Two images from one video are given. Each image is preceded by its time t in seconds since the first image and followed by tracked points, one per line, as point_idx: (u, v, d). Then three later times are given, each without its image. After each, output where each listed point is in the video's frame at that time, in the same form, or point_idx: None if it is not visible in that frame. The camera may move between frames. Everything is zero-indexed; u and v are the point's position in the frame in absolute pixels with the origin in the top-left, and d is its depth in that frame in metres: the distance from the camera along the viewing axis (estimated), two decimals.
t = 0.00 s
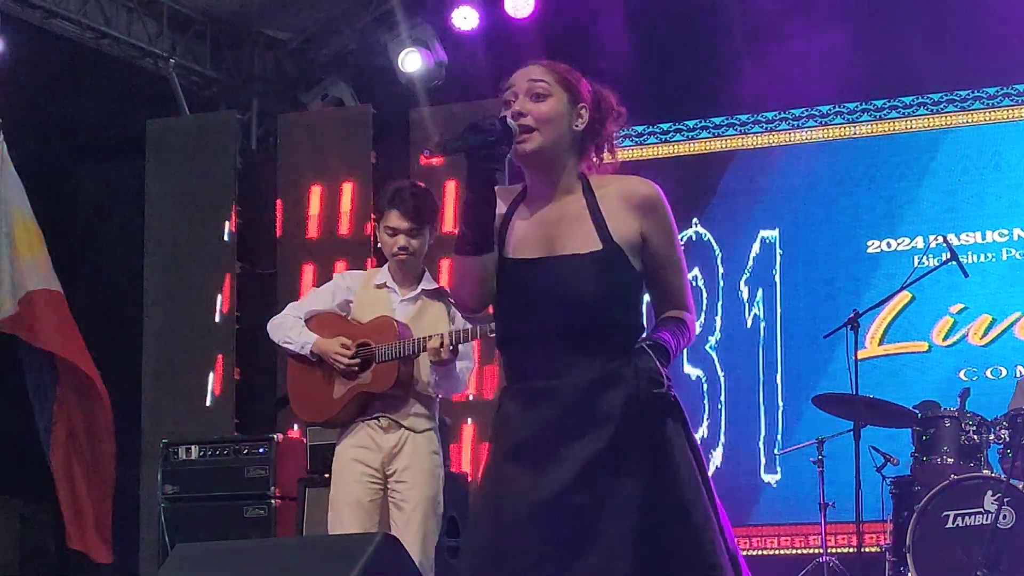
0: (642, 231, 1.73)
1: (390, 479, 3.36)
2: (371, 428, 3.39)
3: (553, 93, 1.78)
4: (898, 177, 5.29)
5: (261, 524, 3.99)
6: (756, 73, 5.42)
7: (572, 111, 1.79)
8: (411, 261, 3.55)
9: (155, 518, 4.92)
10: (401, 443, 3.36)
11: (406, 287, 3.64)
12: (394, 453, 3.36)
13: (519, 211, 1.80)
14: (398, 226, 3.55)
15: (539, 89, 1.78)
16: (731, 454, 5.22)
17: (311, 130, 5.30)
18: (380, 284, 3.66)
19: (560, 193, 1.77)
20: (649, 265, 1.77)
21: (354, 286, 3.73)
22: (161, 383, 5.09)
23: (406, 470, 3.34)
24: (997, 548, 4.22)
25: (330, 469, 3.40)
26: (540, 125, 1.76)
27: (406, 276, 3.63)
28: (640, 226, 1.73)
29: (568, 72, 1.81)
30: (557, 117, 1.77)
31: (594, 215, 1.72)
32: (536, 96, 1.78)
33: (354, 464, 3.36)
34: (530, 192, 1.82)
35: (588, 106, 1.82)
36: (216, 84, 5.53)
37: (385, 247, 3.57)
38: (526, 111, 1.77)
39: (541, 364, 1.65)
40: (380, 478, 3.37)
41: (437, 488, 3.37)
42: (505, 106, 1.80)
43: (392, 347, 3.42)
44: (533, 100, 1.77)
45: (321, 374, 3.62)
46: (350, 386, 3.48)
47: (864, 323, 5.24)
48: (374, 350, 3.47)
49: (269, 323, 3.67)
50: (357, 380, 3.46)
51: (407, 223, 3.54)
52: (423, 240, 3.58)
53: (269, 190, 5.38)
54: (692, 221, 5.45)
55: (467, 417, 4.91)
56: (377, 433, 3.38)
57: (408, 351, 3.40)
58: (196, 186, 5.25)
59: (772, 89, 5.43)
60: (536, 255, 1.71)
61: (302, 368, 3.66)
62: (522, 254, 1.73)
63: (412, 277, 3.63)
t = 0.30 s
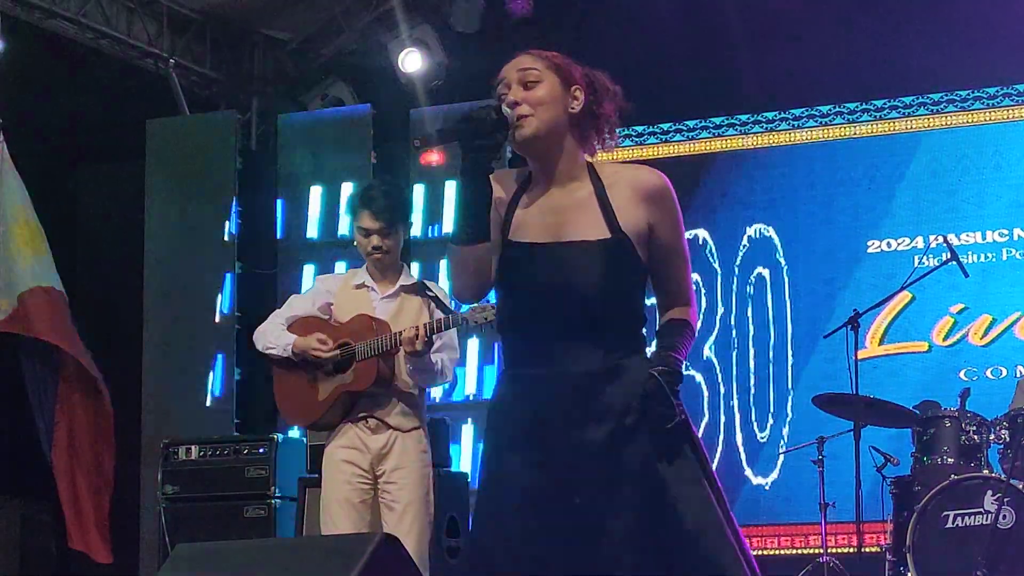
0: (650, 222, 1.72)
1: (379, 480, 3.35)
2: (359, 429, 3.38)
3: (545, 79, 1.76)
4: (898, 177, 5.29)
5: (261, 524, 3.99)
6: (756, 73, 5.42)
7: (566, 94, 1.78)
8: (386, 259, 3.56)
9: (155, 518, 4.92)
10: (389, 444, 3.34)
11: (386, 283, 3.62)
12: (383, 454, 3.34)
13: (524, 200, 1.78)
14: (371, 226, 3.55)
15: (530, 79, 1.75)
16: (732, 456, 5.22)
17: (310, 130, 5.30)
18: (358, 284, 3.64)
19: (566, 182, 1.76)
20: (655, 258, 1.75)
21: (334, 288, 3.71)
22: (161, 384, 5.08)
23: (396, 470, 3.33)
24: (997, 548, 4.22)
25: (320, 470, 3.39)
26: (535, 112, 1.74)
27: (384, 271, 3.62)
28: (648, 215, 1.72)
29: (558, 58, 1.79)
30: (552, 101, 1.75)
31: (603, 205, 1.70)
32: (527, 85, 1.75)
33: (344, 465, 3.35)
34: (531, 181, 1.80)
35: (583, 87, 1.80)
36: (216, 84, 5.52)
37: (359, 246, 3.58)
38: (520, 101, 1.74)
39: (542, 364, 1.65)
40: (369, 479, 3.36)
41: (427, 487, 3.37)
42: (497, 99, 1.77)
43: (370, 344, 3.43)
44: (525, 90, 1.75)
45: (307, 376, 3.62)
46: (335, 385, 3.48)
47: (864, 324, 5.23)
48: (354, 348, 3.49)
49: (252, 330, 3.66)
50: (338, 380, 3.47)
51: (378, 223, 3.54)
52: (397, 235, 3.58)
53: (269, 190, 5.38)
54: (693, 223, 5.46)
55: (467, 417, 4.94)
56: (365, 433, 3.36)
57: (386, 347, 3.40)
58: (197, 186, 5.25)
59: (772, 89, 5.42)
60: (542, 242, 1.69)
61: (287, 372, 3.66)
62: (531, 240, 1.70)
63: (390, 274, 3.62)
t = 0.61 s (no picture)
0: (650, 227, 1.72)
1: (374, 481, 3.35)
2: (353, 431, 3.38)
3: (539, 83, 1.74)
4: (898, 178, 5.29)
5: (261, 525, 3.99)
6: (757, 73, 5.41)
7: (560, 98, 1.76)
8: (370, 265, 3.55)
9: (155, 518, 4.92)
10: (383, 444, 3.34)
11: (371, 289, 3.63)
12: (377, 455, 3.34)
13: (525, 203, 1.76)
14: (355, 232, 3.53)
15: (523, 84, 1.74)
16: (732, 457, 5.22)
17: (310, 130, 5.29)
18: (343, 293, 3.67)
19: (568, 185, 1.75)
20: (655, 266, 1.75)
21: (320, 298, 3.72)
22: (161, 384, 5.09)
23: (390, 471, 3.33)
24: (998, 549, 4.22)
25: (316, 473, 3.39)
26: (530, 117, 1.73)
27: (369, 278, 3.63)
28: (648, 221, 1.73)
29: (550, 62, 1.77)
30: (547, 104, 1.74)
31: (602, 208, 1.71)
32: (520, 91, 1.74)
33: (339, 468, 3.35)
34: (533, 186, 1.79)
35: (576, 88, 1.78)
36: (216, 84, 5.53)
37: (342, 253, 3.56)
38: (516, 107, 1.73)
39: (539, 367, 1.65)
40: (365, 480, 3.37)
41: (421, 488, 3.36)
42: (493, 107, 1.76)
43: (364, 346, 3.42)
44: (519, 96, 1.74)
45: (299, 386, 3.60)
46: (328, 390, 3.47)
47: (864, 323, 5.23)
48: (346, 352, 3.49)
49: (241, 347, 3.66)
50: (331, 385, 3.46)
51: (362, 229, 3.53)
52: (380, 241, 3.57)
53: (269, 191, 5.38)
54: (693, 224, 5.45)
55: (467, 417, 4.97)
56: (360, 435, 3.37)
57: (381, 348, 3.40)
58: (196, 187, 5.24)
59: (773, 89, 5.42)
60: (542, 246, 1.68)
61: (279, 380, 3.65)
62: (527, 244, 1.69)
63: (374, 283, 3.63)
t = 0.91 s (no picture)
0: (648, 225, 1.70)
1: (375, 479, 3.36)
2: (354, 428, 3.37)
3: (529, 83, 1.74)
4: (898, 177, 5.29)
5: (261, 524, 3.99)
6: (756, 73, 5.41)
7: (553, 95, 1.76)
8: (371, 260, 3.55)
9: (155, 518, 4.93)
10: (385, 443, 3.34)
11: (370, 283, 3.62)
12: (378, 454, 3.35)
13: (522, 200, 1.76)
14: (356, 227, 3.54)
15: (515, 85, 1.74)
16: (732, 457, 5.22)
17: (310, 130, 5.29)
18: (341, 287, 3.65)
19: (565, 181, 1.75)
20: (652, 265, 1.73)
21: (317, 293, 3.70)
22: (161, 384, 5.09)
23: (391, 470, 3.34)
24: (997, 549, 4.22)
25: (314, 470, 3.37)
26: (523, 117, 1.74)
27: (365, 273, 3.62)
28: (645, 219, 1.70)
29: (543, 61, 1.77)
30: (539, 103, 1.74)
31: (601, 208, 1.70)
32: (512, 91, 1.74)
33: (339, 465, 3.33)
34: (530, 183, 1.79)
35: (569, 84, 1.78)
36: (216, 84, 5.54)
37: (341, 248, 3.56)
38: (508, 108, 1.74)
39: (538, 367, 1.65)
40: (365, 478, 3.36)
41: (421, 487, 3.38)
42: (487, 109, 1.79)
43: (363, 339, 3.41)
44: (511, 96, 1.74)
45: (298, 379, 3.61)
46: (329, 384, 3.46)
47: (864, 323, 5.23)
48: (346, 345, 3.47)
49: (237, 342, 3.63)
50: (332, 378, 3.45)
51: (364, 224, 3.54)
52: (379, 237, 3.57)
53: (269, 190, 5.39)
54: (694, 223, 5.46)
55: (467, 417, 4.97)
56: (361, 433, 3.36)
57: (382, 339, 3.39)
58: (195, 186, 5.24)
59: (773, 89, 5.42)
60: (539, 242, 1.69)
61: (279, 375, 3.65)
62: (526, 240, 1.70)
63: (371, 274, 3.61)
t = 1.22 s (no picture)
0: (643, 228, 1.68)
1: (381, 481, 3.34)
2: (360, 430, 3.37)
3: (518, 86, 1.77)
4: (898, 177, 5.29)
5: (261, 524, 3.98)
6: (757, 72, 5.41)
7: (543, 96, 1.77)
8: (380, 269, 3.53)
9: (154, 518, 4.92)
10: (392, 443, 3.34)
11: (378, 292, 3.62)
12: (385, 455, 3.34)
13: (524, 202, 1.78)
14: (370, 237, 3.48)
15: (504, 91, 1.77)
16: (732, 457, 5.22)
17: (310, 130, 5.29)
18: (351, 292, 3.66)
19: (562, 180, 1.76)
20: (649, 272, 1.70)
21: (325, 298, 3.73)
22: (160, 383, 5.08)
23: (398, 471, 3.32)
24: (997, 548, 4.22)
25: (321, 473, 3.36)
26: (511, 121, 1.76)
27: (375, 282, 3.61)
28: (641, 222, 1.68)
29: (534, 62, 1.79)
30: (528, 105, 1.76)
31: (596, 210, 1.69)
32: (501, 97, 1.77)
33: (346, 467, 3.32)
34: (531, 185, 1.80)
35: (562, 83, 1.79)
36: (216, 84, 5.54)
37: (352, 254, 3.52)
38: (497, 114, 1.77)
39: (539, 366, 1.65)
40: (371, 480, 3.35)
41: (427, 489, 3.36)
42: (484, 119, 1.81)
43: (376, 340, 3.43)
44: (501, 102, 1.77)
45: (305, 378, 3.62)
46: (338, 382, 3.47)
47: (864, 323, 5.22)
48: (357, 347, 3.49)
49: (245, 343, 3.64)
50: (343, 379, 3.46)
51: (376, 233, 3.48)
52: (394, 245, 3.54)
53: (269, 190, 5.38)
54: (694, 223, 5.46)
55: (466, 417, 4.96)
56: (367, 434, 3.36)
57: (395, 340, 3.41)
58: (196, 186, 5.24)
59: (772, 89, 5.42)
60: (537, 243, 1.70)
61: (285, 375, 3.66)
62: (525, 242, 1.71)
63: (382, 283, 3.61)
